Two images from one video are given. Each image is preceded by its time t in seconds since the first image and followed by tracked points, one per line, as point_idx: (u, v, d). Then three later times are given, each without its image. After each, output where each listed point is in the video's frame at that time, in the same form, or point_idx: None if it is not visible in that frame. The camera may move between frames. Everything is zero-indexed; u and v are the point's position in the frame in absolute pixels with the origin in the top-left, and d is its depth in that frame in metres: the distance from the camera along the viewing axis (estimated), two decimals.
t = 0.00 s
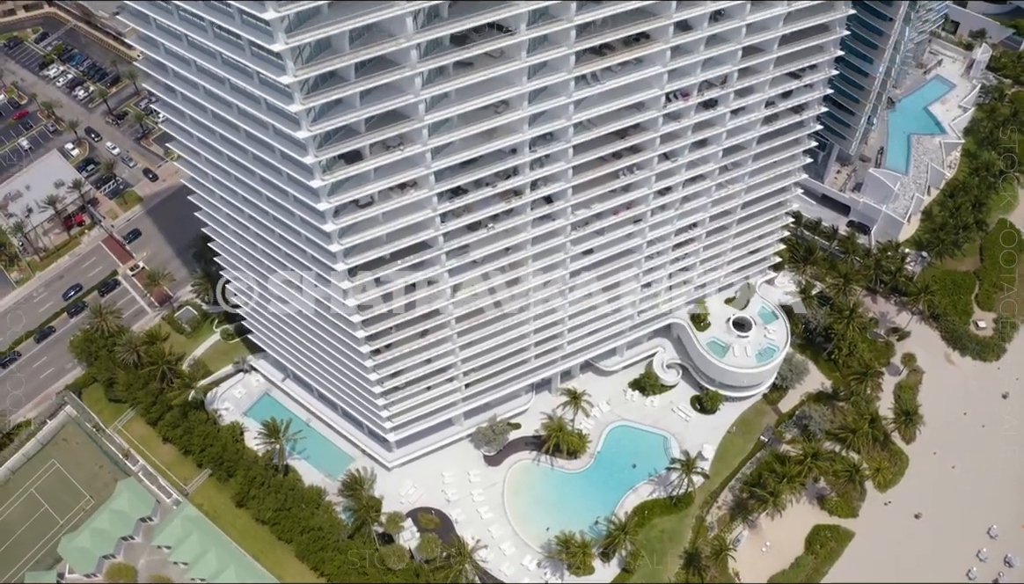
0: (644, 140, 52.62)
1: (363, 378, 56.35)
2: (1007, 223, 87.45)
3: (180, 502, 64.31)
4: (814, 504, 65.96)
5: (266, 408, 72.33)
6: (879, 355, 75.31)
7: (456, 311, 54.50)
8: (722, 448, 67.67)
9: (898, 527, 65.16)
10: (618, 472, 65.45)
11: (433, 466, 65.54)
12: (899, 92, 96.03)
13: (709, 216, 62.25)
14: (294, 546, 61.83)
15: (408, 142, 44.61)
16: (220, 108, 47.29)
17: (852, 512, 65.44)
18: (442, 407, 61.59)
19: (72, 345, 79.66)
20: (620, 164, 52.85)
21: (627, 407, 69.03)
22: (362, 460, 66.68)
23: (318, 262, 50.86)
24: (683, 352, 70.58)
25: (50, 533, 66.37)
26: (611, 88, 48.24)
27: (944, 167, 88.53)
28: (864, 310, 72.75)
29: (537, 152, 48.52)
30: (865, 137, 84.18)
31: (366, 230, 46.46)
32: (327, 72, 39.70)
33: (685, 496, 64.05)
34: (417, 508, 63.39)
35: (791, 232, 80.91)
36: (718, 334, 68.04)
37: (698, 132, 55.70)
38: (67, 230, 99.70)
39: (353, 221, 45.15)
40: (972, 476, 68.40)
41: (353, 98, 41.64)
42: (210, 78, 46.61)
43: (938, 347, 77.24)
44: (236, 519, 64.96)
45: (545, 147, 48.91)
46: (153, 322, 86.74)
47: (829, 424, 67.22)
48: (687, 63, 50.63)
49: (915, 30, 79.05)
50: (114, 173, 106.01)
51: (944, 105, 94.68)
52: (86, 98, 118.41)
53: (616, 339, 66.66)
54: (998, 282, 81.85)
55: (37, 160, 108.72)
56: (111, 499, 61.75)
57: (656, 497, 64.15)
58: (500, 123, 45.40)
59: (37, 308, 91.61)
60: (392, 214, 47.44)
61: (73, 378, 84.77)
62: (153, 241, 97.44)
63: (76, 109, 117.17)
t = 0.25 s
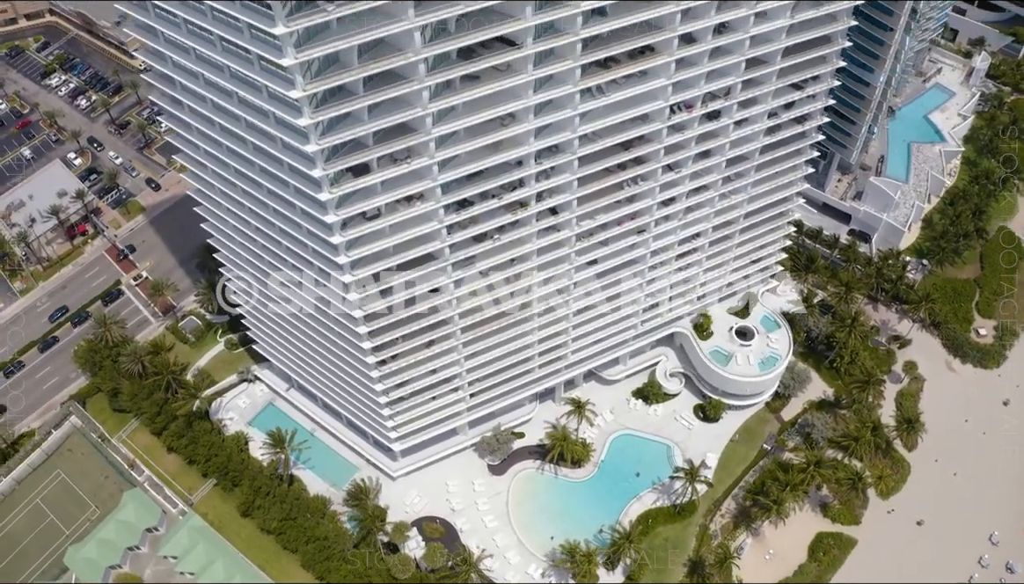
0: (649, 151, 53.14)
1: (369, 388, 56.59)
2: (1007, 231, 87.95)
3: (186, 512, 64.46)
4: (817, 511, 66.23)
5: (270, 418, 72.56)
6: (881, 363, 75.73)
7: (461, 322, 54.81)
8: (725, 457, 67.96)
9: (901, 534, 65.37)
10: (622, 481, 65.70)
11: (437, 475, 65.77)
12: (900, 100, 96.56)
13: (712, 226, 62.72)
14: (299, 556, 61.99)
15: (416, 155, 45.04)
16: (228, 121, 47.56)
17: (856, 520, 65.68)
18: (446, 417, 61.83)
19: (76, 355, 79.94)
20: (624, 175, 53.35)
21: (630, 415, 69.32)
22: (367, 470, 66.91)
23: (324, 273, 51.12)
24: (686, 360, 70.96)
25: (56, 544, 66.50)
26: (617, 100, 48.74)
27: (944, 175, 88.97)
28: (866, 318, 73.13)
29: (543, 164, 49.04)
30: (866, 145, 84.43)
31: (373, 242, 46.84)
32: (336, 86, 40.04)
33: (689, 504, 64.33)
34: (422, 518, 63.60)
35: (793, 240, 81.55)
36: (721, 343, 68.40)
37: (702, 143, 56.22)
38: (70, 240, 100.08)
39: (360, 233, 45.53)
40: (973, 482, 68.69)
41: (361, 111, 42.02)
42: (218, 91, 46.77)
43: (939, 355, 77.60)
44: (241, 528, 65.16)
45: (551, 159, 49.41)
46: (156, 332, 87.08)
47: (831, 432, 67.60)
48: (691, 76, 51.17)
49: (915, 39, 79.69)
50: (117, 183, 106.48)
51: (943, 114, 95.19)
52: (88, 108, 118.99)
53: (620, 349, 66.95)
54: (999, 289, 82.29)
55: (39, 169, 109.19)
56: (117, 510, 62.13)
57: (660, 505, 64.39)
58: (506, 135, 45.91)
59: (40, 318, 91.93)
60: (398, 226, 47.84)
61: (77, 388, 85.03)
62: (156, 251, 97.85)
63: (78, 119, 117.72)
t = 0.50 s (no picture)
0: (653, 163, 53.64)
1: (375, 399, 56.83)
2: (1007, 239, 88.44)
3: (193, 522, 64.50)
4: (820, 519, 66.48)
5: (275, 428, 72.82)
6: (882, 371, 76.10)
7: (467, 333, 55.11)
8: (728, 465, 68.24)
9: (904, 541, 65.60)
10: (626, 490, 65.91)
11: (442, 484, 66.02)
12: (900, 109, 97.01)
13: (716, 237, 63.15)
14: (305, 566, 62.32)
15: (423, 167, 45.46)
16: (236, 134, 47.87)
17: (859, 527, 65.92)
18: (451, 427, 62.06)
19: (81, 365, 80.18)
20: (629, 186, 53.81)
21: (634, 424, 69.60)
22: (372, 479, 67.15)
23: (331, 284, 51.43)
24: (689, 369, 71.28)
25: (62, 554, 66.65)
26: (622, 113, 49.22)
27: (945, 184, 89.34)
28: (868, 326, 73.52)
29: (549, 176, 49.51)
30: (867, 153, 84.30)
31: (380, 255, 47.25)
32: (345, 101, 40.43)
33: (692, 512, 64.58)
34: (427, 527, 63.84)
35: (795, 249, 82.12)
36: (725, 352, 68.73)
37: (706, 154, 56.72)
38: (73, 250, 100.44)
39: (368, 246, 45.93)
40: (975, 489, 68.95)
41: (370, 125, 42.40)
42: (226, 105, 47.07)
43: (940, 363, 77.95)
44: (246, 538, 65.47)
45: (557, 172, 49.88)
46: (160, 343, 87.39)
47: (834, 440, 67.99)
48: (696, 88, 51.70)
49: (916, 49, 80.24)
50: (120, 193, 106.89)
51: (943, 122, 95.49)
52: (90, 117, 119.48)
53: (624, 359, 67.27)
54: (1000, 297, 82.69)
55: (42, 179, 109.58)
56: (123, 521, 62.33)
57: (664, 514, 64.61)
58: (513, 148, 46.37)
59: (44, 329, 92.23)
60: (405, 238, 48.24)
61: (81, 399, 85.25)
62: (159, 261, 98.21)
63: (81, 128, 118.19)
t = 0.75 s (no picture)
0: (658, 174, 54.17)
1: (381, 409, 57.07)
2: (1007, 246, 88.95)
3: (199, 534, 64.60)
4: (824, 527, 66.71)
5: (279, 438, 73.07)
6: (885, 379, 76.49)
7: (474, 343, 55.40)
8: (732, 474, 68.51)
9: (907, 549, 65.83)
10: (630, 499, 66.15)
11: (448, 494, 66.24)
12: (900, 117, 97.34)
13: (719, 246, 63.58)
14: (311, 576, 62.64)
15: (431, 181, 45.89)
16: (244, 148, 48.21)
17: (862, 535, 66.18)
18: (456, 437, 62.32)
19: (86, 376, 80.44)
20: (634, 198, 54.31)
21: (638, 433, 69.93)
22: (378, 490, 67.38)
23: (338, 296, 51.74)
24: (693, 379, 71.63)
25: (68, 565, 66.85)
26: (628, 125, 49.73)
27: (945, 192, 89.72)
28: (870, 335, 73.98)
29: (555, 189, 49.99)
30: (868, 162, 84.35)
31: (387, 267, 47.64)
32: (354, 115, 40.85)
33: (697, 521, 64.78)
34: (433, 537, 64.05)
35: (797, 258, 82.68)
36: (728, 361, 69.10)
37: (710, 166, 57.26)
38: (77, 260, 100.81)
39: (376, 258, 46.33)
40: (977, 496, 69.21)
41: (378, 139, 42.83)
42: (234, 118, 47.43)
43: (942, 370, 78.32)
44: (251, 549, 65.68)
45: (563, 184, 50.35)
46: (165, 353, 87.69)
47: (837, 448, 68.37)
48: (701, 100, 52.28)
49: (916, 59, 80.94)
50: (123, 204, 107.32)
51: (944, 130, 95.62)
52: (92, 127, 120.01)
53: (628, 368, 67.58)
54: (1000, 305, 83.15)
55: (44, 189, 110.01)
56: (130, 531, 62.44)
57: (669, 523, 64.82)
58: (520, 161, 46.86)
59: (48, 339, 92.50)
60: (412, 250, 48.65)
61: (85, 409, 85.47)
62: (163, 271, 98.56)
63: (83, 139, 118.70)
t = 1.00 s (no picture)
0: (663, 186, 54.67)
1: (387, 420, 57.29)
2: (1007, 254, 89.46)
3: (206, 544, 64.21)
4: (827, 535, 66.91)
5: (284, 449, 73.31)
6: (887, 387, 76.83)
7: (480, 354, 55.68)
8: (736, 482, 68.79)
9: (910, 556, 66.07)
10: (635, 508, 66.39)
11: (453, 504, 66.46)
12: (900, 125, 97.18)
13: (723, 257, 64.01)
14: None
15: (439, 194, 46.32)
16: (253, 161, 48.54)
17: (865, 542, 66.43)
18: (461, 448, 62.57)
19: (90, 387, 80.66)
20: (640, 210, 54.79)
21: (642, 443, 70.24)
22: (383, 500, 67.62)
23: (345, 308, 52.01)
24: (696, 388, 71.98)
25: (74, 576, 66.82)
26: (633, 138, 50.22)
27: (946, 201, 90.08)
28: (872, 344, 74.46)
29: (561, 201, 50.46)
30: (868, 171, 84.69)
31: (394, 279, 48.03)
32: (363, 130, 41.30)
33: (701, 529, 64.98)
34: (438, 547, 64.24)
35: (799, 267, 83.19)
36: (731, 370, 69.46)
37: (715, 176, 57.78)
38: (80, 271, 101.15)
39: (384, 271, 46.73)
40: (979, 503, 69.48)
41: (387, 153, 43.25)
42: (243, 132, 47.75)
43: (943, 378, 78.68)
44: (257, 559, 65.86)
45: (569, 196, 50.84)
46: (169, 364, 87.96)
47: (839, 456, 68.72)
48: (705, 113, 52.85)
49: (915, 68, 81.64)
50: (126, 214, 107.70)
51: (943, 138, 96.13)
52: (94, 138, 120.50)
53: (633, 377, 67.91)
54: (1001, 312, 83.64)
55: (47, 200, 110.37)
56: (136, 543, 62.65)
57: (674, 531, 65.02)
58: (528, 174, 47.34)
59: (52, 350, 92.76)
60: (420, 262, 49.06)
61: (90, 420, 85.67)
62: (166, 281, 98.87)
63: (85, 149, 119.17)
